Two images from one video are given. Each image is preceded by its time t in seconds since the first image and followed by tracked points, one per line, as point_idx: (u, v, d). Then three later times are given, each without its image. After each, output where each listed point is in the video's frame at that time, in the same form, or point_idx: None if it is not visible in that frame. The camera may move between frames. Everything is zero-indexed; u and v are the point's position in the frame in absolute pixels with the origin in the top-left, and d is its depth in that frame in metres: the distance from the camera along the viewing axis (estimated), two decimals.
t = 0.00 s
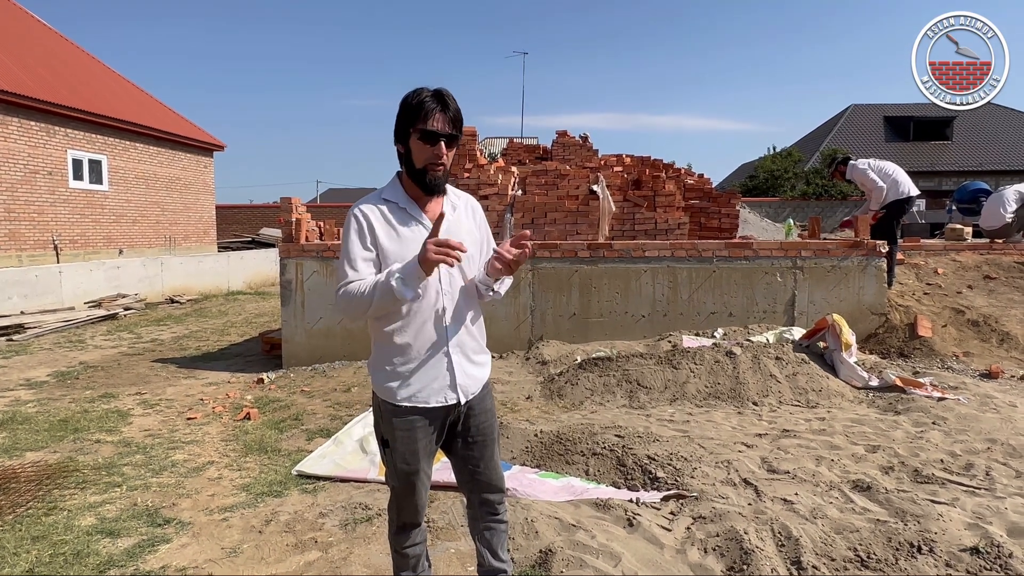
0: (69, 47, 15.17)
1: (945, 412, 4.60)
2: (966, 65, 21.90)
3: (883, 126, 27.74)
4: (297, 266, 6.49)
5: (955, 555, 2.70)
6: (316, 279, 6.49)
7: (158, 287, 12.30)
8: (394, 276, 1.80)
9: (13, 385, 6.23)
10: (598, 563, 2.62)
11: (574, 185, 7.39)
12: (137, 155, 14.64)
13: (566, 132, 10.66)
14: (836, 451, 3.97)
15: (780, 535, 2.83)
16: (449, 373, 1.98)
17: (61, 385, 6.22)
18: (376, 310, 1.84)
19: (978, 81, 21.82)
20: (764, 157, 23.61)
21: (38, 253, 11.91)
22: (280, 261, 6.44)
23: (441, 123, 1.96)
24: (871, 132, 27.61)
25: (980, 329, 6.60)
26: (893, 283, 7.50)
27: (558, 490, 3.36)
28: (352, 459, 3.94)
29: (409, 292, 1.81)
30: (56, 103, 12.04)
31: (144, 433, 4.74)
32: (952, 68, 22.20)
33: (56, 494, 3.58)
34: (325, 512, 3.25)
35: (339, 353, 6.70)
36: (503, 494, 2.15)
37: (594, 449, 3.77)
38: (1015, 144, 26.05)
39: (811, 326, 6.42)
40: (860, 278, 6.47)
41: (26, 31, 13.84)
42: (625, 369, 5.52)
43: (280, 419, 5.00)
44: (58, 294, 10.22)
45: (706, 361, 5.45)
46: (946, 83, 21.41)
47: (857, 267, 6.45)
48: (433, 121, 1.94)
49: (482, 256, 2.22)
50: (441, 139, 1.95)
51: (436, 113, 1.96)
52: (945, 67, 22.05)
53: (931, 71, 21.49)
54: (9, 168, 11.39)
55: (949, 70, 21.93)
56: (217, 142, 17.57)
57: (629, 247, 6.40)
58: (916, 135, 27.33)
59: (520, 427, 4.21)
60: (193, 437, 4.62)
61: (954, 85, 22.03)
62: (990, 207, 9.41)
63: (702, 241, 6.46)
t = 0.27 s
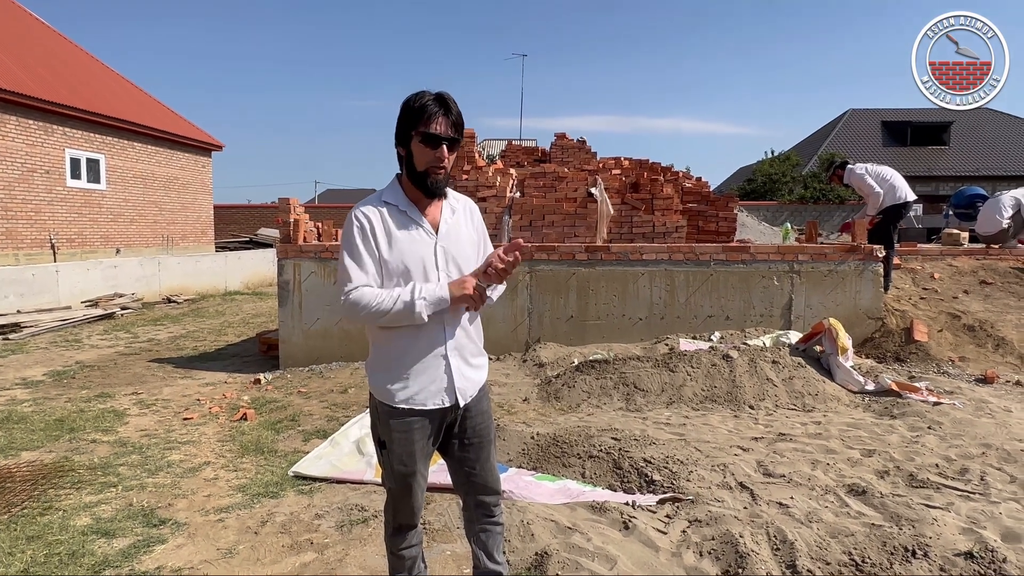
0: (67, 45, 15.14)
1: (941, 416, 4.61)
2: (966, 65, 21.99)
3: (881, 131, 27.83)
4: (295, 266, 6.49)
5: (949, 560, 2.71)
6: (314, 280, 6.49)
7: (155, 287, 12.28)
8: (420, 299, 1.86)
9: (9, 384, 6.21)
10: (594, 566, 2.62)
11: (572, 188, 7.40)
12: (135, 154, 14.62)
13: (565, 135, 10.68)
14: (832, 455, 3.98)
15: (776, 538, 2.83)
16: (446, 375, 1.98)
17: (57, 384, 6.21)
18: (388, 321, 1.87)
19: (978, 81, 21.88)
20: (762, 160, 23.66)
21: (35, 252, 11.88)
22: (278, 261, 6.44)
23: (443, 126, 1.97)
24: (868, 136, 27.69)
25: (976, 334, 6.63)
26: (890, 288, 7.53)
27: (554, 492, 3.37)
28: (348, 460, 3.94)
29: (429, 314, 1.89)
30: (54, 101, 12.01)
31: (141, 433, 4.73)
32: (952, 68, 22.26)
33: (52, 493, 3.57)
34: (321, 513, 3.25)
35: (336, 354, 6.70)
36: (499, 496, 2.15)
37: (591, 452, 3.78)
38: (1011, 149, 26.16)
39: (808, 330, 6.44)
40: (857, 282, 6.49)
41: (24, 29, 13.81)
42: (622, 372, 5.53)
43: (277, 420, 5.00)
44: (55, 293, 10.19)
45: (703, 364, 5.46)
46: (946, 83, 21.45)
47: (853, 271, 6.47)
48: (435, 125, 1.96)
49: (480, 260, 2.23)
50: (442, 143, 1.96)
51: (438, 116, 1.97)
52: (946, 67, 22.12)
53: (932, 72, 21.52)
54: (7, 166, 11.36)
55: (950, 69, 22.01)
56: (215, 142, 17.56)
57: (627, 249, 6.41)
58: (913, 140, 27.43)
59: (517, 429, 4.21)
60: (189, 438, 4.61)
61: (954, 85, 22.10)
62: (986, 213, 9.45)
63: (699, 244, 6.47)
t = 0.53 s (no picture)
0: (65, 43, 15.11)
1: (937, 418, 4.63)
2: (966, 65, 22.08)
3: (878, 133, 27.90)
4: (293, 266, 6.48)
5: (945, 561, 2.72)
6: (311, 280, 6.49)
7: (152, 286, 12.25)
8: (406, 305, 1.85)
9: (5, 383, 6.20)
10: (590, 567, 2.63)
11: (570, 188, 7.35)
12: (133, 153, 14.60)
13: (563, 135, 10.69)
14: (828, 456, 3.99)
15: (772, 540, 2.84)
16: (444, 376, 1.98)
17: (54, 383, 6.19)
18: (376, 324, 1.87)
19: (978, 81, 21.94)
20: (759, 162, 23.70)
21: (31, 251, 11.85)
22: (275, 261, 6.43)
23: (440, 127, 1.98)
24: (866, 138, 27.77)
25: (972, 336, 6.64)
26: (887, 290, 7.55)
27: (551, 493, 3.37)
28: (345, 460, 3.94)
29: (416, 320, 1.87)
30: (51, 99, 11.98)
31: (137, 433, 4.72)
32: (952, 68, 22.32)
33: (47, 493, 3.56)
34: (318, 513, 3.25)
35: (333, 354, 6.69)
36: (497, 497, 2.15)
37: (588, 452, 3.78)
38: (1009, 152, 26.25)
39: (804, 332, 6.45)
40: (854, 284, 6.51)
41: (21, 27, 13.77)
42: (619, 373, 5.54)
43: (274, 420, 4.99)
44: (51, 292, 10.17)
45: (701, 365, 5.46)
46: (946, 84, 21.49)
47: (850, 273, 6.49)
48: (432, 125, 1.96)
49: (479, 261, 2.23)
50: (440, 143, 1.96)
51: (435, 117, 1.98)
52: (945, 67, 22.17)
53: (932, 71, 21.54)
54: (3, 165, 11.33)
55: (950, 69, 22.09)
56: (213, 141, 17.54)
57: (625, 250, 6.42)
58: (911, 142, 27.51)
59: (514, 430, 4.22)
60: (185, 438, 4.61)
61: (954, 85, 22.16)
62: (983, 216, 9.48)
63: (697, 246, 6.49)
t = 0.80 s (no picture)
0: (62, 41, 15.06)
1: (935, 416, 4.64)
2: (966, 65, 22.09)
3: (876, 132, 27.92)
4: (291, 265, 6.48)
5: (943, 559, 2.73)
6: (310, 279, 6.48)
7: (151, 285, 12.23)
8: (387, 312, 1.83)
9: (2, 382, 6.18)
10: (589, 565, 2.63)
11: (569, 186, 7.35)
12: (131, 152, 14.56)
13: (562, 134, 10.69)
14: (826, 455, 3.99)
15: (770, 538, 2.84)
16: (442, 374, 1.98)
17: (51, 382, 6.18)
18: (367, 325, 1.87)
19: (978, 81, 21.96)
20: (758, 161, 23.71)
21: (29, 249, 11.83)
22: (273, 260, 6.43)
23: (438, 124, 1.97)
24: (864, 138, 27.80)
25: (970, 335, 6.65)
26: (885, 288, 7.56)
27: (549, 492, 3.37)
28: (344, 459, 3.94)
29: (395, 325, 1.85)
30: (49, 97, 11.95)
31: (135, 431, 4.71)
32: (952, 68, 22.34)
33: (45, 492, 3.55)
34: (316, 512, 3.25)
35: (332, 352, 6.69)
36: (495, 495, 2.15)
37: (586, 451, 3.78)
38: (1007, 151, 26.29)
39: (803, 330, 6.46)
40: (852, 283, 6.51)
41: (19, 25, 13.72)
42: (618, 371, 5.54)
43: (273, 419, 4.99)
44: (49, 291, 10.14)
45: (699, 363, 5.47)
46: (946, 83, 21.50)
47: (849, 272, 6.49)
48: (430, 122, 1.96)
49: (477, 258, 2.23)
50: (438, 140, 1.96)
51: (432, 114, 1.98)
52: (945, 67, 22.20)
53: (932, 71, 21.55)
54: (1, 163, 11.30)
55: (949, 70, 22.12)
56: (211, 140, 17.51)
57: (624, 249, 6.42)
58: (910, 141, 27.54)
59: (513, 428, 4.22)
60: (184, 436, 4.60)
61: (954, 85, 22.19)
62: (981, 214, 9.50)
63: (695, 244, 6.49)
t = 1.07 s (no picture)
0: (61, 40, 15.03)
1: (935, 412, 4.64)
2: (965, 65, 22.03)
3: (877, 128, 27.90)
4: (291, 263, 6.48)
5: (943, 554, 2.73)
6: (310, 277, 6.48)
7: (151, 284, 12.23)
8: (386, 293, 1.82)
9: (3, 380, 6.19)
10: (590, 561, 2.64)
11: (568, 184, 7.36)
12: (130, 150, 14.54)
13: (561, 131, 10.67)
14: (827, 451, 4.00)
15: (771, 534, 2.85)
16: (443, 371, 1.99)
17: (53, 381, 6.19)
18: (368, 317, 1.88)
19: (978, 81, 21.92)
20: (758, 158, 23.69)
21: (29, 248, 11.83)
22: (273, 257, 6.43)
23: (440, 122, 1.97)
24: (864, 134, 27.77)
25: (970, 330, 6.65)
26: (885, 284, 7.56)
27: (550, 488, 3.38)
28: (345, 456, 3.94)
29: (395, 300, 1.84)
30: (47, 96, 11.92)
31: (136, 429, 4.72)
32: (952, 68, 22.30)
33: (47, 490, 3.56)
34: (317, 509, 3.25)
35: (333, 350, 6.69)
36: (497, 493, 2.15)
37: (587, 448, 3.79)
38: (1008, 147, 26.26)
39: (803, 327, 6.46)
40: (852, 279, 6.51)
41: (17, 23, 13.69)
42: (618, 368, 5.54)
43: (273, 417, 4.99)
44: (49, 290, 10.14)
45: (699, 360, 5.47)
46: (947, 81, 21.47)
47: (849, 268, 6.50)
48: (432, 120, 1.96)
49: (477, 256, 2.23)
50: (439, 138, 1.96)
51: (434, 112, 1.97)
52: (946, 67, 22.17)
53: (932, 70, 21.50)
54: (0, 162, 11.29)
55: (949, 68, 22.08)
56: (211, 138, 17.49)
57: (624, 246, 6.41)
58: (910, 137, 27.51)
59: (513, 426, 4.22)
60: (185, 434, 4.61)
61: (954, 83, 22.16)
62: (981, 211, 9.49)
63: (695, 241, 6.48)
